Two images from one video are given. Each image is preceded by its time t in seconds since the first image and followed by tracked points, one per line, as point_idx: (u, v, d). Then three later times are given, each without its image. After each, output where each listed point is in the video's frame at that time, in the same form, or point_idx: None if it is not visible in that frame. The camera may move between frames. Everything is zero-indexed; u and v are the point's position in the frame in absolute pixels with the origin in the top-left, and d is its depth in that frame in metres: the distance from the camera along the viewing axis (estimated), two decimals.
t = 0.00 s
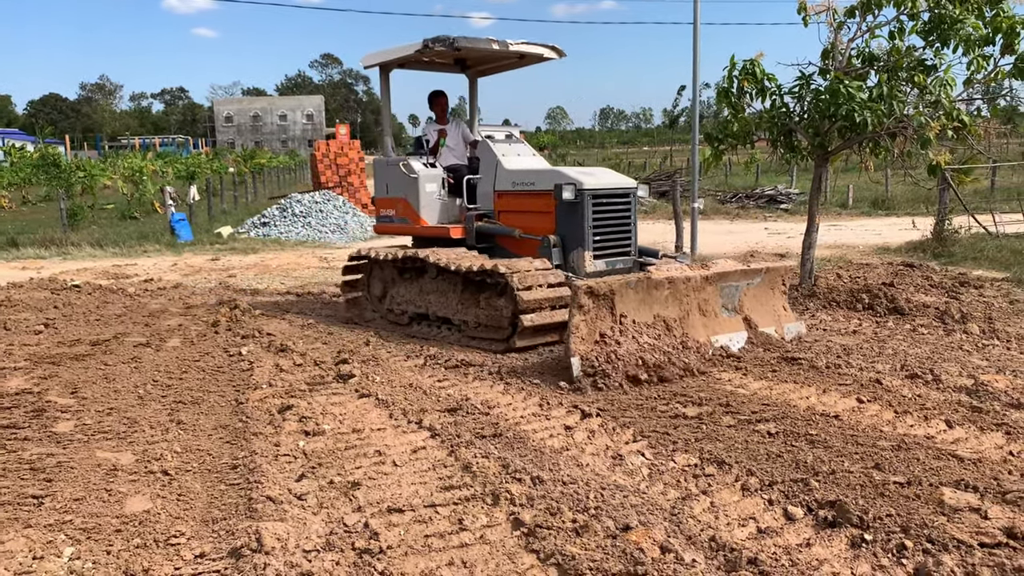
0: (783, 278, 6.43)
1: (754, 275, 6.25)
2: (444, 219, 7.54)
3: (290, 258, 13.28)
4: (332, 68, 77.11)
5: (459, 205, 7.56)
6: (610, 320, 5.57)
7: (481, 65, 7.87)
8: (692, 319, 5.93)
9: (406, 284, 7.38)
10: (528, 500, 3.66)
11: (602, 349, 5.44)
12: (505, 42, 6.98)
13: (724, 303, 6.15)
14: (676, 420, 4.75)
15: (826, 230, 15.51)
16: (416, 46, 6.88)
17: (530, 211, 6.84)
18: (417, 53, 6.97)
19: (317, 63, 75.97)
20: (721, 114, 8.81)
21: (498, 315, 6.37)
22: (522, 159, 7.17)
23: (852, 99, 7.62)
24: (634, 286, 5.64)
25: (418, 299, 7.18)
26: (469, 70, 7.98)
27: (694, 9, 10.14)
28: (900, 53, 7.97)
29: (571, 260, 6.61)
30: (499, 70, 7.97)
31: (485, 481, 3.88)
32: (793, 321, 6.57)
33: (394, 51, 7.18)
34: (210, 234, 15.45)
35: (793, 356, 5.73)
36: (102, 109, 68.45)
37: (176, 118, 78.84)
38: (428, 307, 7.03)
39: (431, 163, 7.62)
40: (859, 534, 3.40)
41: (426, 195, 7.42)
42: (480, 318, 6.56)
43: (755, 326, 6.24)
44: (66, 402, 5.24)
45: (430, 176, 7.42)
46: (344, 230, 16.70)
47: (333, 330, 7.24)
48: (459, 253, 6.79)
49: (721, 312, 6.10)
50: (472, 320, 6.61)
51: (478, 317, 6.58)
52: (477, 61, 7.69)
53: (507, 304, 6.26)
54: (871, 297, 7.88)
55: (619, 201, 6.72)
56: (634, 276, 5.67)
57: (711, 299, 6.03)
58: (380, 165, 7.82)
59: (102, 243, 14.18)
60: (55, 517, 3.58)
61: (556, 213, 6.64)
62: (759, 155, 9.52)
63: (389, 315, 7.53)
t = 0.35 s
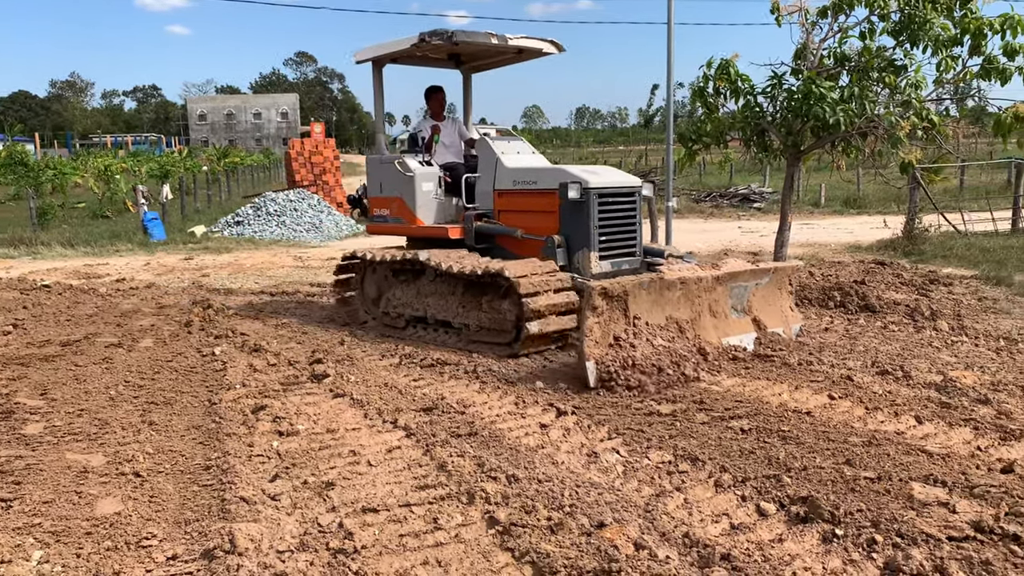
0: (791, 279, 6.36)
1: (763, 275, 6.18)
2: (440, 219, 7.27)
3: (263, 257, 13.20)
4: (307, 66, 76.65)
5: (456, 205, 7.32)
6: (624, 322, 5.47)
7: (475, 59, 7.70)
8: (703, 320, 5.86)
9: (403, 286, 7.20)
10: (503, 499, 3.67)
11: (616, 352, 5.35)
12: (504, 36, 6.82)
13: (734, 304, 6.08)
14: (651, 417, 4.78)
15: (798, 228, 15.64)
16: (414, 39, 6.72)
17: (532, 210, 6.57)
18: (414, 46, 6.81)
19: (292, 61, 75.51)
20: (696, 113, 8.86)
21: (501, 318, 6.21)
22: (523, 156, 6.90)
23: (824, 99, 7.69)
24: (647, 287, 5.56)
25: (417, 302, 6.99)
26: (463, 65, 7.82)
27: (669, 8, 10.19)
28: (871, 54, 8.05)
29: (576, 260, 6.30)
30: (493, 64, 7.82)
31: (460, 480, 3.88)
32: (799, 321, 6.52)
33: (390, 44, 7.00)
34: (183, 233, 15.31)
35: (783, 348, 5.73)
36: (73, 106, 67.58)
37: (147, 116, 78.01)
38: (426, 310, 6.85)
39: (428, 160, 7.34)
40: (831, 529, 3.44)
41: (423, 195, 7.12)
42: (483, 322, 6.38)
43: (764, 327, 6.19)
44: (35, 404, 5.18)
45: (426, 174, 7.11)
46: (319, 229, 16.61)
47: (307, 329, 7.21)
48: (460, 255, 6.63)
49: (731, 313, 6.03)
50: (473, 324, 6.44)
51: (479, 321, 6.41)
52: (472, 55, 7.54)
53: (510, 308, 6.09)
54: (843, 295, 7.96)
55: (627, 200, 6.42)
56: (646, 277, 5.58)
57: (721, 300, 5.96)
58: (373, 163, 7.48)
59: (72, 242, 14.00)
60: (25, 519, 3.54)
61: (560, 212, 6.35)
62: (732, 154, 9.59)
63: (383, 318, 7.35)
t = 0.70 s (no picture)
0: (786, 281, 6.34)
1: (760, 276, 6.13)
2: (425, 221, 7.13)
3: (222, 259, 13.02)
4: (267, 66, 75.86)
5: (440, 205, 7.19)
6: (625, 326, 5.36)
7: (457, 56, 7.60)
8: (702, 323, 5.78)
9: (387, 290, 6.95)
10: (464, 500, 3.66)
11: (618, 357, 5.20)
12: (489, 31, 6.73)
13: (731, 307, 6.02)
14: (612, 415, 4.81)
15: (758, 228, 15.81)
16: (397, 34, 6.61)
17: (523, 211, 6.39)
18: (396, 42, 6.70)
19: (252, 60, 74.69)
20: (658, 114, 8.92)
21: (494, 323, 6.03)
22: (510, 156, 6.72)
23: (782, 100, 7.76)
24: (649, 289, 5.46)
25: (403, 307, 6.76)
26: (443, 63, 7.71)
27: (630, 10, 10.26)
28: (828, 55, 8.17)
29: (570, 263, 6.12)
30: (475, 62, 7.72)
31: (421, 482, 3.86)
32: (795, 323, 6.48)
33: (373, 39, 6.89)
34: (141, 234, 15.06)
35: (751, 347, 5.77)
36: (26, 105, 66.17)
37: (103, 115, 76.63)
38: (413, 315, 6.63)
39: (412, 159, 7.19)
40: (788, 525, 3.48)
41: (406, 195, 6.98)
42: (474, 326, 6.20)
43: (763, 330, 6.12)
44: None
45: (409, 174, 6.97)
46: (279, 230, 16.45)
47: (267, 331, 7.13)
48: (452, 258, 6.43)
49: (729, 315, 5.97)
50: (463, 330, 6.26)
51: (470, 326, 6.22)
52: (453, 53, 7.44)
53: (504, 312, 5.92)
54: (801, 294, 8.06)
55: (620, 201, 6.25)
56: (647, 279, 5.48)
57: (720, 302, 5.90)
58: (354, 163, 7.34)
59: (25, 244, 13.70)
60: None
61: (552, 213, 6.16)
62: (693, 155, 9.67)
63: (366, 324, 7.09)
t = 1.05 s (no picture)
0: (777, 282, 6.26)
1: (754, 278, 6.06)
2: (405, 223, 6.90)
3: (178, 262, 12.85)
4: (223, 66, 74.91)
5: (421, 206, 6.98)
6: (629, 330, 5.22)
7: (432, 53, 7.50)
8: (700, 326, 5.68)
9: (369, 295, 6.68)
10: (423, 502, 3.65)
11: (623, 363, 5.10)
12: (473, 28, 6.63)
13: (728, 309, 5.93)
14: (571, 415, 4.84)
15: (715, 228, 15.99)
16: (378, 30, 6.43)
17: (511, 212, 6.29)
18: (375, 38, 6.51)
19: (207, 61, 73.71)
20: (616, 114, 8.98)
21: (488, 329, 5.84)
22: (494, 156, 6.63)
23: (736, 101, 7.86)
24: (651, 292, 5.32)
25: (388, 312, 6.50)
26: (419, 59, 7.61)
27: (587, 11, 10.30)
28: (780, 57, 8.24)
29: (563, 265, 6.11)
30: (453, 58, 7.61)
31: (379, 485, 3.85)
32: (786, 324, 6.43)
33: (349, 35, 6.67)
34: (94, 238, 14.79)
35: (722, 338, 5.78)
36: None
37: (54, 116, 75.09)
38: (398, 321, 6.40)
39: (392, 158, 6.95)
40: (743, 520, 3.54)
41: (387, 197, 6.74)
42: (465, 332, 5.99)
43: (757, 332, 6.00)
44: None
45: (391, 175, 6.73)
46: (236, 232, 16.27)
47: (223, 336, 7.05)
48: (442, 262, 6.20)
49: (726, 318, 5.87)
50: (453, 336, 6.05)
51: (461, 331, 6.02)
52: (429, 50, 7.36)
53: (499, 317, 5.75)
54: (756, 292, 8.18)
55: (610, 201, 6.28)
56: (650, 282, 5.35)
57: (716, 304, 5.79)
58: (330, 163, 7.04)
59: None
60: None
61: (544, 214, 6.12)
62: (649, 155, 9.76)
63: (348, 330, 6.83)
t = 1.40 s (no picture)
0: (767, 290, 6.24)
1: (747, 286, 6.01)
2: (386, 229, 6.57)
3: (127, 268, 12.62)
4: (174, 69, 73.77)
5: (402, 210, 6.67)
6: (632, 342, 5.16)
7: (410, 52, 7.37)
8: (697, 335, 5.63)
9: (350, 303, 6.51)
10: (377, 508, 3.63)
11: (628, 376, 5.04)
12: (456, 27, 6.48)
13: (722, 317, 5.87)
14: (526, 417, 4.85)
15: (669, 230, 16.15)
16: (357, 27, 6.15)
17: (499, 217, 6.08)
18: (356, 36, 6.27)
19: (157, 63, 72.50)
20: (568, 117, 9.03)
21: (476, 337, 5.63)
22: (479, 158, 6.40)
23: (687, 105, 7.97)
24: (652, 302, 5.26)
25: (370, 320, 6.32)
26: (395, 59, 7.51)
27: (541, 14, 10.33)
28: (730, 61, 8.42)
29: (554, 271, 5.92)
30: (429, 57, 7.51)
31: (333, 492, 3.82)
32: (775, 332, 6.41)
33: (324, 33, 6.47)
34: (39, 245, 14.47)
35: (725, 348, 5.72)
36: None
37: None
38: (381, 330, 6.22)
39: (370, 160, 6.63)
40: (695, 519, 3.58)
41: (367, 201, 6.39)
42: (454, 341, 5.78)
43: (751, 339, 5.96)
44: None
45: (371, 178, 6.38)
46: (187, 238, 16.02)
47: (174, 343, 6.94)
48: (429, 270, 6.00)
49: (720, 326, 5.81)
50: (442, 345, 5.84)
51: (450, 340, 5.80)
52: (406, 49, 7.26)
53: (491, 325, 5.52)
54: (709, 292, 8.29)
55: (601, 206, 6.11)
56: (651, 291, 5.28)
57: (712, 311, 5.74)
58: (307, 166, 6.69)
59: None
60: None
61: (534, 219, 5.92)
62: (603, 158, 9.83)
63: (327, 339, 6.67)
